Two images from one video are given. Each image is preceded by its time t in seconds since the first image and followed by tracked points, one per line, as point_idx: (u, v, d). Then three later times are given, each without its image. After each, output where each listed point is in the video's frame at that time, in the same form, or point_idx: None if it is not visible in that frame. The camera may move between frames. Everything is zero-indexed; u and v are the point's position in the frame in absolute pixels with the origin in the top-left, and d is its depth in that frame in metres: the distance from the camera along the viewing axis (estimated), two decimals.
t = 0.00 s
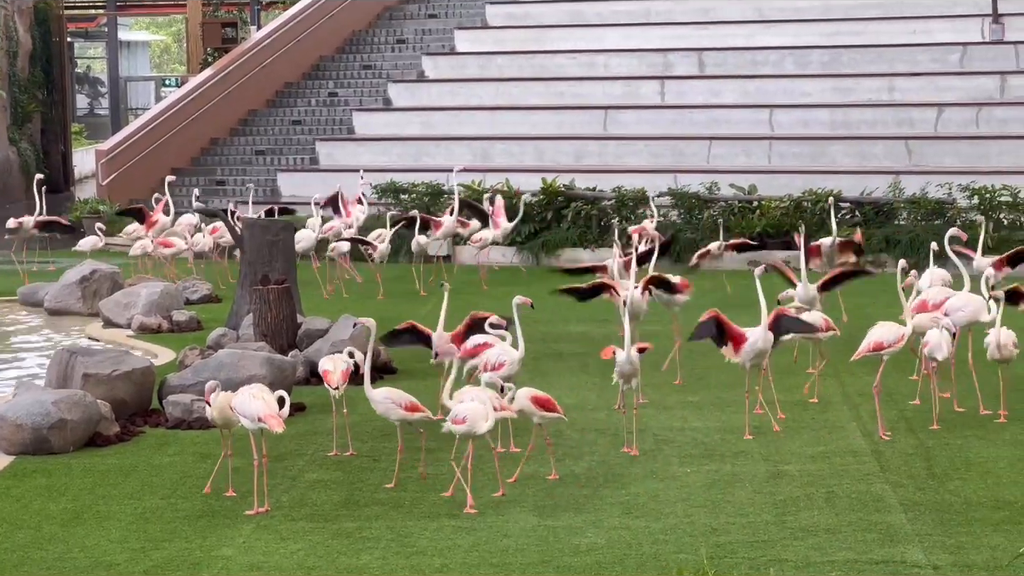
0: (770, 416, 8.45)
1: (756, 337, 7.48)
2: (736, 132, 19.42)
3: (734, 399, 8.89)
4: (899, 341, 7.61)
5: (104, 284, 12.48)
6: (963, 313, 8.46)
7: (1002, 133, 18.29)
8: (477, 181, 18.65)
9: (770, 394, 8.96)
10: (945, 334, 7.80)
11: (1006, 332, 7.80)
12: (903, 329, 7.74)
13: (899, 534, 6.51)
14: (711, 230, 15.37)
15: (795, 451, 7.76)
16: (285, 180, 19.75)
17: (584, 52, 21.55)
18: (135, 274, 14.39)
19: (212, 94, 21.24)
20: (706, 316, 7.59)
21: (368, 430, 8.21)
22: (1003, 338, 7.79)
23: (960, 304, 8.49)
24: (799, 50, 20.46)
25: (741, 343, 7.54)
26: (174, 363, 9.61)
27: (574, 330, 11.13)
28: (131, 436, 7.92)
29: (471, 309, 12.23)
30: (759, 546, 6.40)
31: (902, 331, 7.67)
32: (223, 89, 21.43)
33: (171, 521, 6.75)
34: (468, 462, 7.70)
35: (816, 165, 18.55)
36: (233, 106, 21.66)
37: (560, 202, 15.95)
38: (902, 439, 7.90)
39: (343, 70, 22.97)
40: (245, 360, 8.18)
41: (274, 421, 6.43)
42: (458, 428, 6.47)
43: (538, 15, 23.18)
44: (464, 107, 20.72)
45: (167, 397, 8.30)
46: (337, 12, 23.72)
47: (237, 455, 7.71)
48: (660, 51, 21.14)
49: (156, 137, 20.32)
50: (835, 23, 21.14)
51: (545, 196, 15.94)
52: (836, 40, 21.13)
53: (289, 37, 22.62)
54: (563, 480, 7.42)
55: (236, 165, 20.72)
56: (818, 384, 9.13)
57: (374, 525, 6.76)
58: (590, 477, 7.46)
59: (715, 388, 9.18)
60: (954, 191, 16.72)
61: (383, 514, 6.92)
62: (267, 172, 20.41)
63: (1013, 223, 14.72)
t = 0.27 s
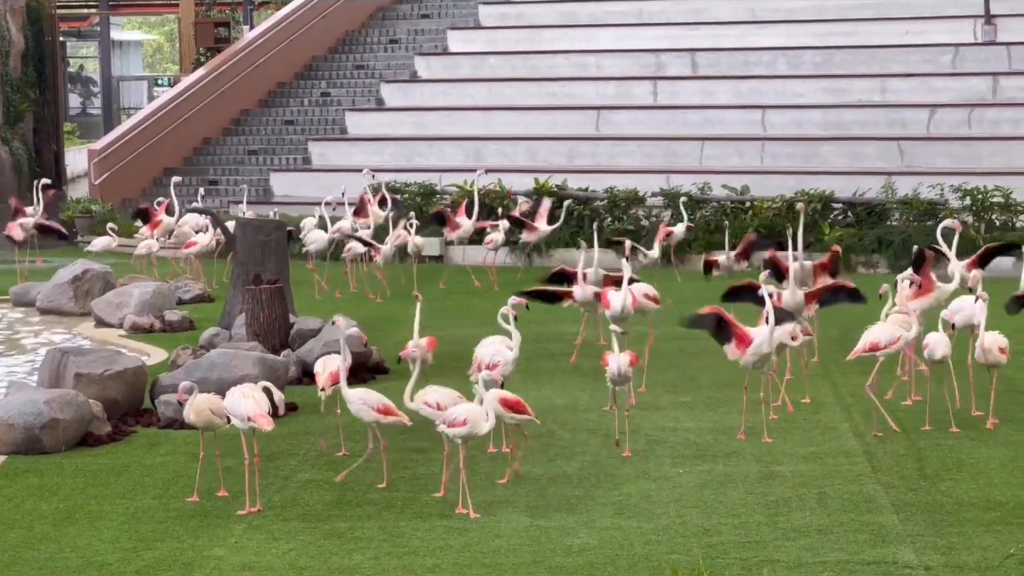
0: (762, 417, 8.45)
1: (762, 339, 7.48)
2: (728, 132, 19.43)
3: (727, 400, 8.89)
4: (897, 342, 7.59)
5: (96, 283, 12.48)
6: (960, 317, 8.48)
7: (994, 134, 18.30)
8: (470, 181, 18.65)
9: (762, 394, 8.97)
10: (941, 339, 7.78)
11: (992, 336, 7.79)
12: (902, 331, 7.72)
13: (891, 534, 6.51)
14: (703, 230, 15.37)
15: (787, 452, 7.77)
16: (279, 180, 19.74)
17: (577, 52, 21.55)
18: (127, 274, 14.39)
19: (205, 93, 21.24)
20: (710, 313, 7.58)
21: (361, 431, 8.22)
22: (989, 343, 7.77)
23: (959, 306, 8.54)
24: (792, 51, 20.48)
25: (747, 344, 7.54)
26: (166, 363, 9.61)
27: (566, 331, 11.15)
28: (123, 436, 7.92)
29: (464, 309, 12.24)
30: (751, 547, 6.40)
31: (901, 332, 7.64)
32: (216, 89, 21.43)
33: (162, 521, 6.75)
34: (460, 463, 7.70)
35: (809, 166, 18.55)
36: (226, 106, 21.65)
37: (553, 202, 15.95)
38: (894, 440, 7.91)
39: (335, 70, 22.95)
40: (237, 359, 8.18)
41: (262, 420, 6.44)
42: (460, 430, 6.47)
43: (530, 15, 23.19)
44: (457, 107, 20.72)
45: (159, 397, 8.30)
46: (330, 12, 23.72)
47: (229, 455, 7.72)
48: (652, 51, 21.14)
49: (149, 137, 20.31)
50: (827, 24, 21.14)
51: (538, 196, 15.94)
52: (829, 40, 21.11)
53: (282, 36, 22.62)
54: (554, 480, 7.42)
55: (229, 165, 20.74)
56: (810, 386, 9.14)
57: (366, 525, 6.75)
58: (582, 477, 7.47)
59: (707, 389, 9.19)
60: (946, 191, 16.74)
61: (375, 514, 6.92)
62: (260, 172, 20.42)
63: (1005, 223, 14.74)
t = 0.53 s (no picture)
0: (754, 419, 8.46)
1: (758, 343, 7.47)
2: (721, 134, 19.46)
3: (719, 401, 8.90)
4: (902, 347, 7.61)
5: (89, 284, 12.49)
6: (951, 322, 8.47)
7: (986, 137, 18.33)
8: (462, 183, 18.66)
9: (755, 396, 8.98)
10: (945, 340, 7.75)
11: (982, 341, 7.82)
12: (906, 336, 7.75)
13: (882, 536, 6.52)
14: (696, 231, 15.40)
15: (779, 454, 7.78)
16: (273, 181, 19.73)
17: (570, 54, 21.56)
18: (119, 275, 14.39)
19: (197, 94, 21.26)
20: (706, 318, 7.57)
21: (353, 432, 8.22)
22: (981, 347, 7.79)
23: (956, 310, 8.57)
24: (784, 53, 20.50)
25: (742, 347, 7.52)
26: (158, 364, 9.61)
27: (557, 332, 11.16)
28: (115, 437, 7.93)
29: (456, 310, 12.25)
30: (742, 549, 6.41)
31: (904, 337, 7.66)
32: (208, 90, 21.44)
33: (155, 522, 6.74)
34: (453, 465, 7.70)
35: (801, 168, 18.57)
36: (218, 107, 21.66)
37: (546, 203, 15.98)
38: (886, 442, 7.92)
39: (328, 72, 22.94)
40: (229, 360, 8.18)
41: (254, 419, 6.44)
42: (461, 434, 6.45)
43: (523, 18, 23.21)
44: (450, 109, 20.73)
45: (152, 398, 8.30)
46: (323, 13, 23.73)
47: (221, 457, 7.72)
48: (645, 53, 21.16)
49: (141, 138, 20.33)
50: (819, 26, 21.16)
51: (531, 198, 15.97)
52: (821, 42, 21.12)
53: (275, 37, 22.63)
54: (546, 482, 7.42)
55: (221, 166, 20.70)
56: (802, 388, 9.15)
57: (358, 526, 6.75)
58: (573, 478, 7.47)
59: (699, 391, 9.20)
60: (938, 194, 16.77)
61: (367, 515, 6.91)
62: (252, 174, 20.40)
63: (997, 225, 14.77)
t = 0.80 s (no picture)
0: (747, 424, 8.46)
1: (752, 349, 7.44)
2: (715, 139, 19.46)
3: (713, 406, 8.90)
4: (912, 349, 7.63)
5: (82, 287, 12.46)
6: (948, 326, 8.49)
7: (980, 142, 18.35)
8: (456, 186, 18.67)
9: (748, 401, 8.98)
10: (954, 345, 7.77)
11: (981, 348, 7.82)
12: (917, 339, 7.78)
13: (876, 541, 6.52)
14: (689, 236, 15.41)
15: (772, 458, 7.77)
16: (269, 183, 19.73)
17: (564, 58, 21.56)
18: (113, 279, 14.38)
19: (192, 97, 21.28)
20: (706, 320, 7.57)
21: (346, 436, 8.22)
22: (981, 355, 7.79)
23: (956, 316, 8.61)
24: (778, 58, 20.51)
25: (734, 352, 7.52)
26: (151, 367, 9.61)
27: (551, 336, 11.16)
28: (109, 441, 7.92)
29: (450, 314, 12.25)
30: (736, 553, 6.40)
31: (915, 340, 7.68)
32: (203, 93, 21.46)
33: (148, 526, 6.73)
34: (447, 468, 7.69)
35: (795, 172, 18.57)
36: (213, 110, 21.69)
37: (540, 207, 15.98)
38: (879, 447, 7.92)
39: (322, 75, 22.93)
40: (223, 364, 8.18)
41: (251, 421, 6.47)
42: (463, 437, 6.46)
43: (517, 22, 23.23)
44: (444, 112, 20.75)
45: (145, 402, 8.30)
46: (318, 16, 23.74)
47: (214, 460, 7.71)
48: (639, 57, 21.16)
49: (135, 140, 20.33)
50: (813, 31, 21.16)
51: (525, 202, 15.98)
52: (814, 47, 21.12)
53: (270, 40, 22.64)
54: (539, 486, 7.42)
55: (214, 170, 20.67)
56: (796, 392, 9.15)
57: (351, 530, 6.74)
58: (567, 482, 7.47)
59: (693, 395, 9.20)
60: (933, 199, 16.79)
61: (360, 519, 6.90)
62: (245, 177, 20.33)
63: (990, 230, 14.79)
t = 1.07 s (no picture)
0: (740, 428, 8.46)
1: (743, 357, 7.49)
2: (709, 143, 19.46)
3: (707, 410, 8.90)
4: (922, 355, 7.62)
5: (76, 290, 12.45)
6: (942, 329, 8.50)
7: (974, 146, 18.38)
8: (450, 190, 18.67)
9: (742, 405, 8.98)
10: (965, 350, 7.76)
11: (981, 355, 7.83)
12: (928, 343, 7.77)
13: (869, 545, 6.52)
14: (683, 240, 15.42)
15: (766, 462, 7.77)
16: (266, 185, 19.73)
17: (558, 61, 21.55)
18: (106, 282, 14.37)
19: (187, 100, 21.29)
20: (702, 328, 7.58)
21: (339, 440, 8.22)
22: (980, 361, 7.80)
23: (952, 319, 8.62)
24: (772, 62, 20.50)
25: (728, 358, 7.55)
26: (144, 371, 9.61)
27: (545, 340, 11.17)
28: (102, 444, 7.92)
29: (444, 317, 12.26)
30: (730, 557, 6.40)
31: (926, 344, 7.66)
32: (198, 95, 21.48)
33: (141, 529, 6.73)
34: (440, 472, 7.69)
35: (788, 177, 18.56)
36: (209, 112, 21.70)
37: (534, 210, 15.98)
38: (873, 452, 7.92)
39: (317, 78, 22.91)
40: (216, 368, 8.18)
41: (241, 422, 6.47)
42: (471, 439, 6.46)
43: (512, 25, 23.22)
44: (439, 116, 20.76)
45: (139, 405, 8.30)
46: (314, 18, 23.75)
47: (207, 464, 7.72)
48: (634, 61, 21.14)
49: (131, 143, 20.35)
50: (807, 35, 21.17)
51: (519, 206, 15.98)
52: (809, 52, 21.14)
53: (266, 42, 22.65)
54: (533, 490, 7.42)
55: (209, 173, 20.69)
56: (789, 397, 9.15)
57: (344, 533, 6.74)
58: (560, 487, 7.47)
59: (687, 399, 9.20)
60: (926, 204, 16.80)
61: (354, 522, 6.90)
62: (240, 180, 20.32)
63: (984, 235, 14.81)
